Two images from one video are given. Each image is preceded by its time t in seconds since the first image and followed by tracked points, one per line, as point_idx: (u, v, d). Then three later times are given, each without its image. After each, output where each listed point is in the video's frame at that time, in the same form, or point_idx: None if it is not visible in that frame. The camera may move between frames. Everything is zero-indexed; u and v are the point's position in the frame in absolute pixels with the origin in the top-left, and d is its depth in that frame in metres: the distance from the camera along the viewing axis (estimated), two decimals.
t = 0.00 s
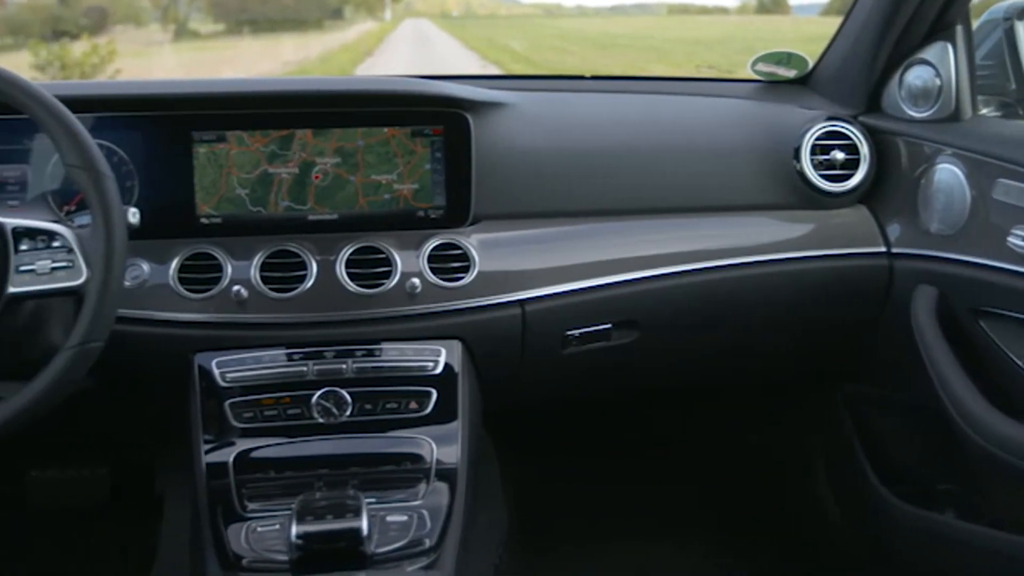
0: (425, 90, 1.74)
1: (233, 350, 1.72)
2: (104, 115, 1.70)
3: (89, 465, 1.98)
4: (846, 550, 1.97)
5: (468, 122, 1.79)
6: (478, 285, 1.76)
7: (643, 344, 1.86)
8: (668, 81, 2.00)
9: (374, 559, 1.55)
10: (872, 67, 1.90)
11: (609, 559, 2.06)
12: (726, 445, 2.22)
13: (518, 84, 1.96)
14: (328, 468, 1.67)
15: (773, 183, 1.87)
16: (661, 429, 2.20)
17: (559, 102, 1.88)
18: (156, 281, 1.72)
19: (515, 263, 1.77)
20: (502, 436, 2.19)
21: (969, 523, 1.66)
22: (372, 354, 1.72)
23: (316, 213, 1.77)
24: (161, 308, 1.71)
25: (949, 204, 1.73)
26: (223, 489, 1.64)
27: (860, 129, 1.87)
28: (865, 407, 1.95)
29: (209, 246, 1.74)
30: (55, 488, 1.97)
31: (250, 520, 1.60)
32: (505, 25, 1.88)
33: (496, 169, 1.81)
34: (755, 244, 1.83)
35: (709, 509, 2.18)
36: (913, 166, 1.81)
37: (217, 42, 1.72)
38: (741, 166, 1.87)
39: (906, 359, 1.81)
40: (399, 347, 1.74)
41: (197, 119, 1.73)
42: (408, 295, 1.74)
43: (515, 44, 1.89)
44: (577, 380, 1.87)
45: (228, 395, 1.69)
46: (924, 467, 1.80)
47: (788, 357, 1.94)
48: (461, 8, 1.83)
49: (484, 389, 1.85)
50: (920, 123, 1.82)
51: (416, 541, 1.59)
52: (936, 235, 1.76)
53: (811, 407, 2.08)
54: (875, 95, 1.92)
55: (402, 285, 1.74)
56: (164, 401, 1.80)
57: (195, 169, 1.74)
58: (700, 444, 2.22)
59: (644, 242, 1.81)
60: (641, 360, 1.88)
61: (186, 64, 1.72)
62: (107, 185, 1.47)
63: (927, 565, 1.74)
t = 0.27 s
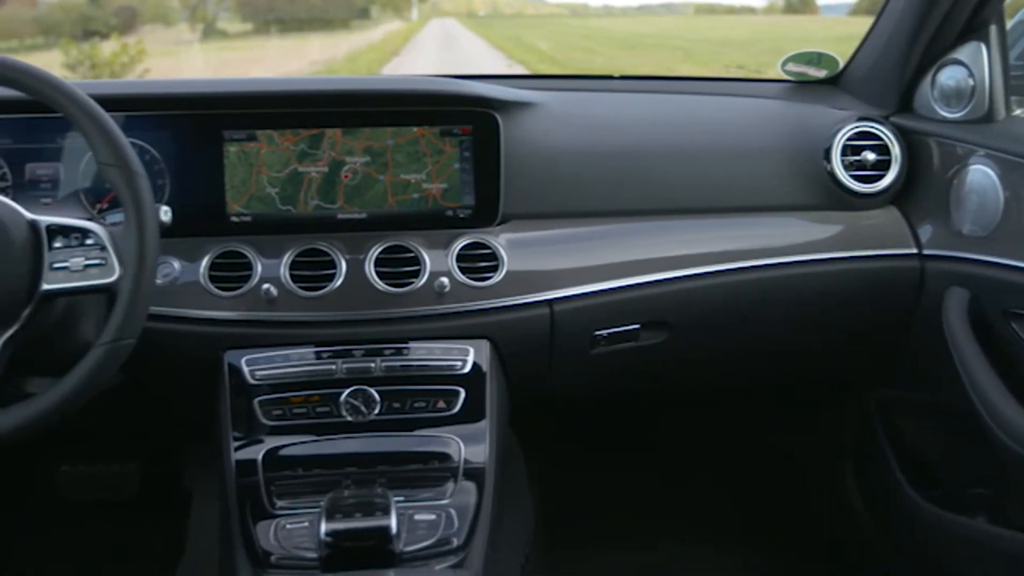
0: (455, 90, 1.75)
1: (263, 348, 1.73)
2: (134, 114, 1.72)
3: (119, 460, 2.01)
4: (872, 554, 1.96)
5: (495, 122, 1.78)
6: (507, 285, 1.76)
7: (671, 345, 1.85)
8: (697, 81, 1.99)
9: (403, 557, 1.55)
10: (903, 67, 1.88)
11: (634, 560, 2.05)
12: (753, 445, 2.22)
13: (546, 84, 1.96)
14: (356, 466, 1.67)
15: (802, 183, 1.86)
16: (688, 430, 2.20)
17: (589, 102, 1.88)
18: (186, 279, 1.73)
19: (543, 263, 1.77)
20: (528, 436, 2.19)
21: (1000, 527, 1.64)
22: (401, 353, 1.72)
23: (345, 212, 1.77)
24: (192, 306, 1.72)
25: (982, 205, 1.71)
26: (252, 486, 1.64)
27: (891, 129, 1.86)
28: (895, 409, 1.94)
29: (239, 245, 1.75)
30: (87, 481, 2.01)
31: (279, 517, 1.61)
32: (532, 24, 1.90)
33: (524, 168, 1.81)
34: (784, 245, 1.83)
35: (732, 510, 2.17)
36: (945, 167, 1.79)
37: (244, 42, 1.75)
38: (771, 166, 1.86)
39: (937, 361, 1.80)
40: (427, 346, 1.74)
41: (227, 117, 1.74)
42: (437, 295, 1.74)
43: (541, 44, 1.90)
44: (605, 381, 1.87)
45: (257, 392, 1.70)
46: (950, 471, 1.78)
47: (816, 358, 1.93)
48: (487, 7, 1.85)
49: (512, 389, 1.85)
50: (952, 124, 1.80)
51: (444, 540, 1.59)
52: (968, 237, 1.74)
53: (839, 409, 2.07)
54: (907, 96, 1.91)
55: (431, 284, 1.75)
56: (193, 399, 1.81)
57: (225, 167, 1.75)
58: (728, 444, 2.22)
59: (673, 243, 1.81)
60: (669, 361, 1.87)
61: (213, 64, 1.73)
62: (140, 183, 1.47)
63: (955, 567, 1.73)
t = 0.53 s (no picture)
0: (494, 88, 1.75)
1: (301, 345, 1.74)
2: (173, 113, 1.73)
3: (157, 454, 2.03)
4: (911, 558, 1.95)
5: (535, 119, 1.79)
6: (543, 285, 1.76)
7: (709, 346, 1.85)
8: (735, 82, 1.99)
9: (440, 555, 1.55)
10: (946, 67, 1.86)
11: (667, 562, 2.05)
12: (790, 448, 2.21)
13: (583, 84, 1.96)
14: (393, 464, 1.67)
15: (841, 184, 1.85)
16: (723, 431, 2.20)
17: (627, 102, 1.87)
18: (226, 277, 1.74)
19: (581, 262, 1.77)
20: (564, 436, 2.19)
21: None
22: (438, 351, 1.73)
23: (383, 211, 1.78)
24: (231, 303, 1.73)
25: None
26: (289, 483, 1.65)
27: (933, 131, 1.84)
28: (933, 413, 1.93)
29: (279, 242, 1.76)
30: (124, 477, 2.04)
31: (317, 514, 1.61)
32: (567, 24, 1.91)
33: (562, 168, 1.81)
34: (823, 246, 1.82)
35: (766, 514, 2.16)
36: (988, 169, 1.77)
37: (279, 42, 1.77)
38: (810, 166, 1.85)
39: (979, 364, 1.78)
40: (465, 345, 1.75)
41: (266, 115, 1.75)
42: (474, 293, 1.75)
43: (576, 44, 1.91)
44: (641, 381, 1.87)
45: (296, 389, 1.72)
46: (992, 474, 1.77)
47: (854, 360, 1.91)
48: (522, 7, 1.84)
49: (549, 389, 1.85)
50: (995, 126, 1.78)
51: (480, 539, 1.59)
52: (1010, 240, 1.72)
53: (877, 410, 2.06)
54: (950, 97, 1.89)
55: (468, 283, 1.75)
56: (234, 395, 1.82)
57: (265, 163, 1.76)
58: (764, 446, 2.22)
59: (712, 244, 1.80)
60: (706, 362, 1.87)
61: (250, 63, 1.74)
62: (181, 179, 1.47)
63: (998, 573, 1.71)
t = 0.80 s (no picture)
0: (533, 88, 1.76)
1: (338, 343, 1.75)
2: (212, 112, 1.75)
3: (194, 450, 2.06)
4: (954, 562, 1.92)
5: (572, 119, 1.79)
6: (581, 284, 1.76)
7: (746, 347, 1.84)
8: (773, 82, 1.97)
9: (476, 554, 1.56)
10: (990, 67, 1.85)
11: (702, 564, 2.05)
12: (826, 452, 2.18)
13: (620, 84, 1.95)
14: (428, 462, 1.69)
15: (881, 186, 1.83)
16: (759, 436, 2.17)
17: (664, 101, 1.86)
18: (264, 275, 1.75)
19: (618, 263, 1.77)
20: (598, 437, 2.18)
21: None
22: (474, 351, 1.74)
23: (421, 210, 1.78)
24: (269, 300, 1.74)
25: None
26: (327, 480, 1.67)
27: (975, 133, 1.81)
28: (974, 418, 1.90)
29: (317, 241, 1.77)
30: (161, 472, 2.07)
31: (354, 511, 1.63)
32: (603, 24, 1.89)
33: (600, 168, 1.80)
34: (862, 248, 1.80)
35: (799, 517, 2.16)
36: None
37: (315, 41, 1.73)
38: (849, 168, 1.83)
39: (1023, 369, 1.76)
40: (501, 345, 1.75)
41: (307, 115, 1.76)
42: (511, 292, 1.75)
43: (610, 44, 1.89)
44: (678, 382, 1.86)
45: (333, 387, 1.72)
46: None
47: (893, 364, 1.90)
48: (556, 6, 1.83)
49: (585, 389, 1.84)
50: None
51: (515, 539, 1.59)
52: None
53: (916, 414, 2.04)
54: (993, 97, 1.88)
55: (505, 282, 1.75)
56: (271, 394, 1.83)
57: (304, 163, 1.77)
58: (799, 449, 2.19)
59: (750, 244, 1.79)
60: (744, 364, 1.86)
61: (286, 61, 1.74)
62: (222, 176, 1.48)
63: None
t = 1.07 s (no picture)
0: (566, 88, 1.76)
1: (369, 341, 1.75)
2: (244, 110, 1.76)
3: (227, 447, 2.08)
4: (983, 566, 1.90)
5: (604, 119, 1.79)
6: (613, 284, 1.76)
7: (778, 348, 1.83)
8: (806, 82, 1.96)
9: (508, 554, 1.56)
10: None
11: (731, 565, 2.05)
12: (856, 454, 2.18)
13: (650, 83, 1.94)
14: (457, 462, 1.69)
15: (916, 186, 1.83)
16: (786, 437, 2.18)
17: (697, 100, 1.85)
18: (297, 273, 1.76)
19: (651, 263, 1.77)
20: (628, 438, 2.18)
21: None
22: (505, 350, 1.74)
23: (453, 209, 1.79)
24: (301, 298, 1.75)
25: None
26: (357, 478, 1.67)
27: (1011, 133, 1.82)
28: (1006, 419, 1.92)
29: (349, 240, 1.77)
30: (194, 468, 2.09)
31: (385, 509, 1.63)
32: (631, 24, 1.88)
33: (632, 168, 1.81)
34: (895, 250, 1.80)
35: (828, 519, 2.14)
36: None
37: (345, 40, 1.75)
38: (883, 169, 1.83)
39: None
40: (532, 344, 1.75)
41: (340, 114, 1.77)
42: (542, 292, 1.75)
43: (639, 44, 1.88)
44: (708, 383, 1.85)
45: (364, 385, 1.73)
46: None
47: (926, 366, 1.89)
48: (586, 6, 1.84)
49: (614, 389, 1.84)
50: None
51: (546, 539, 1.59)
52: None
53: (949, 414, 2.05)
54: None
55: (536, 282, 1.75)
56: (301, 392, 1.84)
57: (337, 162, 1.78)
58: (829, 451, 2.19)
59: (783, 245, 1.79)
60: (775, 366, 1.85)
61: (315, 61, 1.75)
62: (256, 176, 1.49)
63: None
